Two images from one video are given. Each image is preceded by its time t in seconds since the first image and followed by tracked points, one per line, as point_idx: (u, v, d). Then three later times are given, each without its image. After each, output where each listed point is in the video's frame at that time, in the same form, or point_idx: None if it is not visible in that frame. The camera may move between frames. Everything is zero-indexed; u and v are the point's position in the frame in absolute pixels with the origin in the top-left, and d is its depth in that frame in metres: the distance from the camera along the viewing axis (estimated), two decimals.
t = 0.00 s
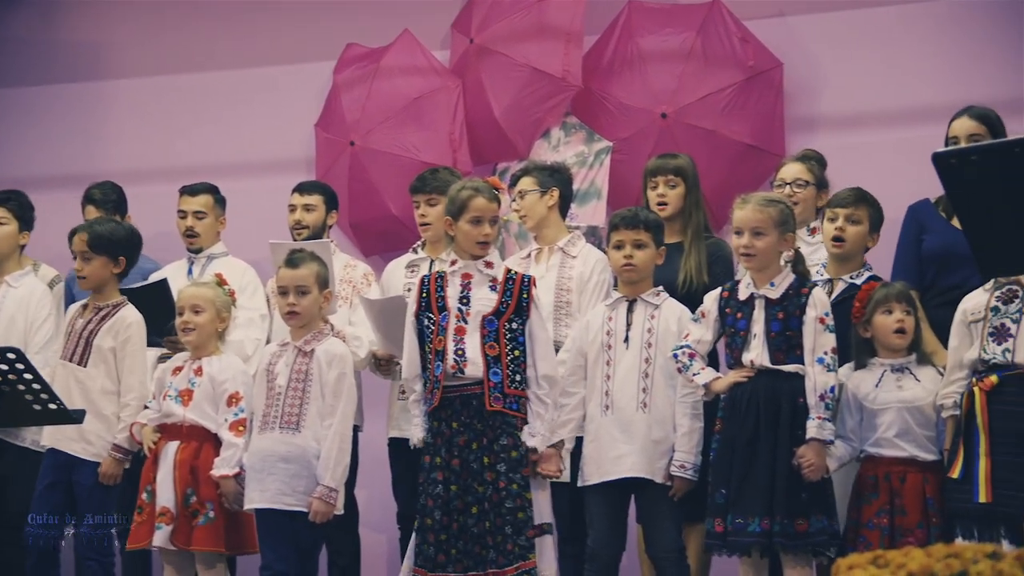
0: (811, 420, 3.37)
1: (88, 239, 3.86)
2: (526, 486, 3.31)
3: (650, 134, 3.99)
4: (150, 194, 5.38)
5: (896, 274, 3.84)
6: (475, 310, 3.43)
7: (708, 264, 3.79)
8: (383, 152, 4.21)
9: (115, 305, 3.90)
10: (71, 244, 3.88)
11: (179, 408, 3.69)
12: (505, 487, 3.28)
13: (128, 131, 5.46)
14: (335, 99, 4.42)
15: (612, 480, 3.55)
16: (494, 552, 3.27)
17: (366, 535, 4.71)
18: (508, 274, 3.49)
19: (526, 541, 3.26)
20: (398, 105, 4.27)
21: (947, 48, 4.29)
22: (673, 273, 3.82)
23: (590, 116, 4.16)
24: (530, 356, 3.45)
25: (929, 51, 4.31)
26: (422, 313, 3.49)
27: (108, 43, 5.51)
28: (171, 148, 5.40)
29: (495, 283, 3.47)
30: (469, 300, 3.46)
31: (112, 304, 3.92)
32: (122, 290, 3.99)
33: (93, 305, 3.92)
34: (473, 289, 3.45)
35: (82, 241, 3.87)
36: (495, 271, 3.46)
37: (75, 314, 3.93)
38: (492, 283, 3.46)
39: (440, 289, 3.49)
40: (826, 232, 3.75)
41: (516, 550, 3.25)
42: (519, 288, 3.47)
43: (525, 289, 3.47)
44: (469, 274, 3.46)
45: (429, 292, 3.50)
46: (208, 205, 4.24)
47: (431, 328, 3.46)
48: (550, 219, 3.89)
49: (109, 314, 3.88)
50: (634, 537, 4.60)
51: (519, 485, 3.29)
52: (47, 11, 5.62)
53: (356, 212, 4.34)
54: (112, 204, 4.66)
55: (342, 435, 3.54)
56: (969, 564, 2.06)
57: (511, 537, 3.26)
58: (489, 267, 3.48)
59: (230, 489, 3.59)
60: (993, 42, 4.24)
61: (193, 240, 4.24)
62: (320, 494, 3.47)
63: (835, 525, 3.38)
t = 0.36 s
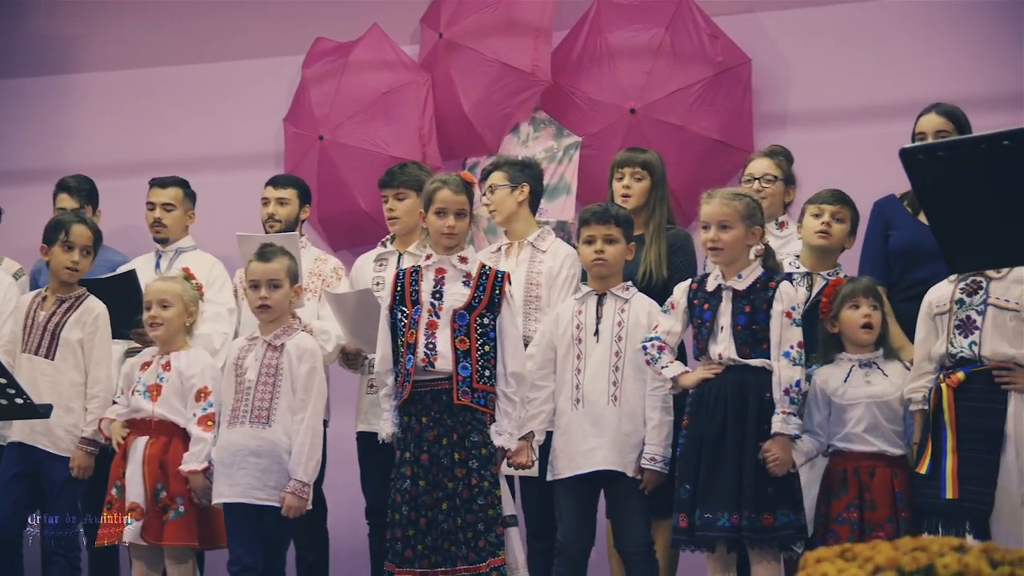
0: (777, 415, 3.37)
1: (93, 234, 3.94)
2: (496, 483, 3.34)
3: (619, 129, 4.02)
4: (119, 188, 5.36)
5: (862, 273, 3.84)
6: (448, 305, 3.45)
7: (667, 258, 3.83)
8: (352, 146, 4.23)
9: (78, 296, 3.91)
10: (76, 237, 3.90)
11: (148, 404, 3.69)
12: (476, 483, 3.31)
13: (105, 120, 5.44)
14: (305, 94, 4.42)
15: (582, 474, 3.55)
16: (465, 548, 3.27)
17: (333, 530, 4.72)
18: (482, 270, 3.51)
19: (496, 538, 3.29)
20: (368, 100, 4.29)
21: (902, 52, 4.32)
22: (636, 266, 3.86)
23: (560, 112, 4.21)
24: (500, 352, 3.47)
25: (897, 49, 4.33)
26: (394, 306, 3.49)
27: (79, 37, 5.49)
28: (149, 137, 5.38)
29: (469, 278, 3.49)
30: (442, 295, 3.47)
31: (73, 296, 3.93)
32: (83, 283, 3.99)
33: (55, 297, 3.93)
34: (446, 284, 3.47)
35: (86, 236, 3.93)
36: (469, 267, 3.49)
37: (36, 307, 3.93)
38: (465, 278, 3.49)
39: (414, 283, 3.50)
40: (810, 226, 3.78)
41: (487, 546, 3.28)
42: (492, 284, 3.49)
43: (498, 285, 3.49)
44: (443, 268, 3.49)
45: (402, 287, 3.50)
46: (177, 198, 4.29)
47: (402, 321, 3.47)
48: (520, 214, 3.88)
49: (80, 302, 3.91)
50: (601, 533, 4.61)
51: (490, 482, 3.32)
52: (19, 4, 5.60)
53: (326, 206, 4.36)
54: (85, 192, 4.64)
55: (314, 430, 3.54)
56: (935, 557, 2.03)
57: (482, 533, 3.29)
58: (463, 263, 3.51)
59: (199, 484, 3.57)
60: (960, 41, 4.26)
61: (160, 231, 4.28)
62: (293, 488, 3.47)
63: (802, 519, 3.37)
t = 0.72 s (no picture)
0: (743, 415, 3.38)
1: (48, 227, 3.94)
2: (459, 481, 3.32)
3: (589, 128, 4.04)
4: (88, 186, 5.35)
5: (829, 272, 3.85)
6: (418, 300, 3.45)
7: (635, 259, 3.83)
8: (321, 144, 4.25)
9: (36, 290, 3.90)
10: (31, 229, 3.89)
11: (115, 401, 3.67)
12: (437, 481, 3.29)
13: (96, 114, 5.40)
14: (273, 91, 4.42)
15: (549, 472, 3.54)
16: (424, 546, 3.26)
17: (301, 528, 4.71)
18: (454, 267, 3.51)
19: (456, 537, 3.27)
20: (337, 97, 4.30)
21: (904, 52, 4.30)
22: (605, 265, 3.87)
23: (529, 110, 4.21)
24: (470, 349, 3.47)
25: (865, 49, 4.34)
26: (366, 302, 3.50)
27: (48, 33, 5.46)
28: (138, 131, 5.34)
29: (440, 274, 3.49)
30: (412, 290, 3.47)
31: (31, 291, 3.91)
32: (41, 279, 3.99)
33: (12, 292, 3.89)
34: (418, 280, 3.47)
35: (40, 228, 3.92)
36: (441, 263, 3.49)
37: None
38: (437, 274, 3.49)
39: (386, 279, 3.51)
40: (758, 230, 3.74)
41: (446, 545, 3.26)
42: (464, 281, 3.49)
43: (470, 282, 3.49)
44: (416, 264, 3.50)
45: (375, 283, 3.52)
46: (141, 195, 4.27)
47: (372, 317, 3.47)
48: (489, 211, 3.87)
49: (37, 297, 3.89)
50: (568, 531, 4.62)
51: (451, 480, 3.30)
52: None
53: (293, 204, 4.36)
54: (55, 194, 4.59)
55: (280, 426, 3.54)
56: (902, 553, 2.03)
57: (441, 532, 3.27)
58: (435, 259, 3.51)
59: (167, 483, 3.55)
60: (925, 41, 4.28)
61: (125, 230, 4.27)
62: (256, 485, 3.47)
63: (768, 517, 3.38)
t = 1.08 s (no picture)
0: (711, 422, 3.37)
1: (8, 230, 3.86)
2: (435, 485, 3.33)
3: (559, 134, 4.05)
4: (55, 191, 5.32)
5: (797, 277, 3.86)
6: (392, 305, 3.46)
7: (612, 263, 3.84)
8: (290, 150, 4.25)
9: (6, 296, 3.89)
10: None
11: (81, 407, 3.67)
12: (413, 484, 3.30)
13: (87, 119, 5.35)
14: (242, 96, 4.42)
15: (519, 478, 3.50)
16: (399, 550, 3.26)
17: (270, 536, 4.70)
18: (428, 274, 3.52)
19: (436, 540, 3.26)
20: (306, 103, 4.29)
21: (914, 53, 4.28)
22: (579, 270, 3.87)
23: (500, 116, 4.22)
24: (444, 355, 3.49)
25: (833, 56, 4.36)
26: (338, 306, 3.51)
27: (17, 37, 5.44)
28: (131, 135, 5.29)
29: (414, 281, 3.51)
30: (386, 296, 3.49)
31: None
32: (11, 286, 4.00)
33: None
34: (391, 286, 3.49)
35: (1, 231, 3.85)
36: (415, 270, 3.50)
37: None
38: (411, 281, 3.50)
39: (358, 284, 3.51)
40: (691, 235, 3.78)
41: (424, 549, 3.26)
42: (438, 288, 3.51)
43: (444, 289, 3.51)
44: (388, 270, 3.51)
45: (347, 288, 3.53)
46: (110, 201, 4.27)
47: (344, 321, 3.48)
48: (460, 218, 3.88)
49: (7, 303, 3.88)
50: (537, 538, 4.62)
51: (428, 484, 3.31)
52: None
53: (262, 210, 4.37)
54: (24, 200, 4.56)
55: (248, 433, 3.51)
56: (868, 560, 2.10)
57: (418, 535, 3.27)
58: (409, 266, 3.52)
59: (132, 490, 3.54)
60: (891, 47, 4.30)
61: (94, 236, 4.26)
62: (227, 492, 3.44)
63: (736, 523, 3.38)
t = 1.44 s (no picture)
0: (673, 426, 3.37)
1: None
2: (403, 491, 3.34)
3: (525, 138, 4.09)
4: (19, 192, 5.29)
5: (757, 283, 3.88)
6: (360, 313, 3.44)
7: (578, 268, 3.84)
8: (254, 152, 4.26)
9: None
10: None
11: (42, 410, 3.64)
12: (383, 490, 3.31)
13: (49, 120, 5.33)
14: (207, 99, 4.44)
15: (485, 482, 3.50)
16: (366, 555, 3.28)
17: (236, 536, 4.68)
18: (395, 280, 3.51)
19: (402, 546, 3.29)
20: (272, 106, 4.32)
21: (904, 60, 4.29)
22: (546, 274, 3.86)
23: (466, 119, 4.27)
24: (412, 361, 3.50)
25: (796, 63, 4.40)
26: (305, 312, 3.47)
27: None
28: (123, 135, 5.23)
29: (381, 288, 3.49)
30: (354, 303, 3.47)
31: None
32: None
33: None
34: (358, 292, 3.46)
35: None
36: (382, 276, 3.48)
37: None
38: (378, 287, 3.48)
39: (324, 290, 3.48)
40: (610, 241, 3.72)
41: (391, 554, 3.28)
42: (406, 294, 3.50)
43: (412, 295, 3.50)
44: (355, 276, 3.48)
45: (313, 293, 3.49)
46: (73, 204, 4.25)
47: (312, 327, 3.45)
48: (426, 221, 3.89)
49: None
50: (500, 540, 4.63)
51: (396, 490, 3.32)
52: None
53: (226, 213, 4.38)
54: None
55: (218, 438, 3.50)
56: (829, 565, 2.11)
57: (386, 541, 3.29)
58: (375, 272, 3.49)
59: (96, 494, 3.52)
60: (854, 54, 4.33)
61: (57, 239, 4.24)
62: (197, 496, 3.43)
63: (696, 527, 3.40)
